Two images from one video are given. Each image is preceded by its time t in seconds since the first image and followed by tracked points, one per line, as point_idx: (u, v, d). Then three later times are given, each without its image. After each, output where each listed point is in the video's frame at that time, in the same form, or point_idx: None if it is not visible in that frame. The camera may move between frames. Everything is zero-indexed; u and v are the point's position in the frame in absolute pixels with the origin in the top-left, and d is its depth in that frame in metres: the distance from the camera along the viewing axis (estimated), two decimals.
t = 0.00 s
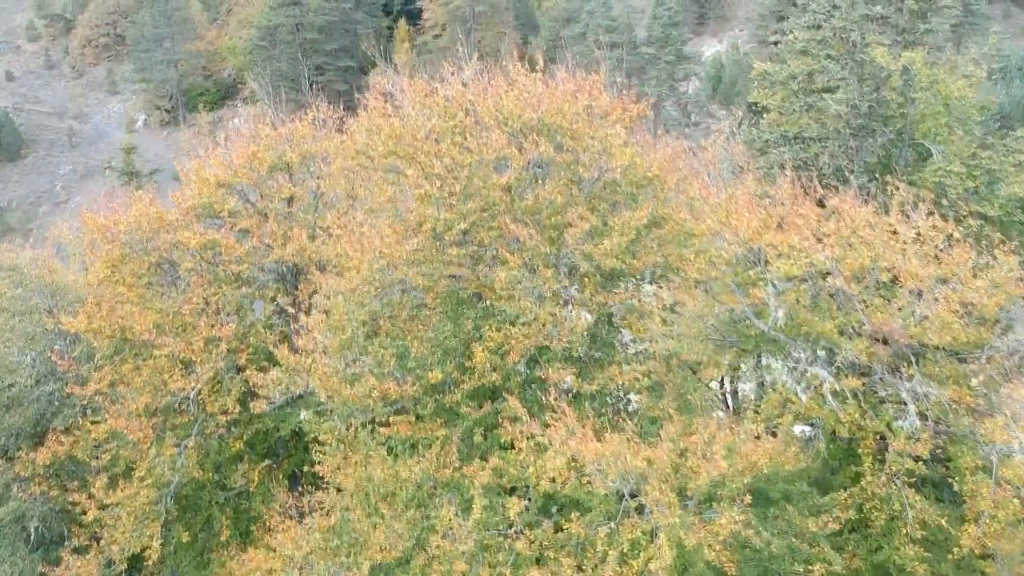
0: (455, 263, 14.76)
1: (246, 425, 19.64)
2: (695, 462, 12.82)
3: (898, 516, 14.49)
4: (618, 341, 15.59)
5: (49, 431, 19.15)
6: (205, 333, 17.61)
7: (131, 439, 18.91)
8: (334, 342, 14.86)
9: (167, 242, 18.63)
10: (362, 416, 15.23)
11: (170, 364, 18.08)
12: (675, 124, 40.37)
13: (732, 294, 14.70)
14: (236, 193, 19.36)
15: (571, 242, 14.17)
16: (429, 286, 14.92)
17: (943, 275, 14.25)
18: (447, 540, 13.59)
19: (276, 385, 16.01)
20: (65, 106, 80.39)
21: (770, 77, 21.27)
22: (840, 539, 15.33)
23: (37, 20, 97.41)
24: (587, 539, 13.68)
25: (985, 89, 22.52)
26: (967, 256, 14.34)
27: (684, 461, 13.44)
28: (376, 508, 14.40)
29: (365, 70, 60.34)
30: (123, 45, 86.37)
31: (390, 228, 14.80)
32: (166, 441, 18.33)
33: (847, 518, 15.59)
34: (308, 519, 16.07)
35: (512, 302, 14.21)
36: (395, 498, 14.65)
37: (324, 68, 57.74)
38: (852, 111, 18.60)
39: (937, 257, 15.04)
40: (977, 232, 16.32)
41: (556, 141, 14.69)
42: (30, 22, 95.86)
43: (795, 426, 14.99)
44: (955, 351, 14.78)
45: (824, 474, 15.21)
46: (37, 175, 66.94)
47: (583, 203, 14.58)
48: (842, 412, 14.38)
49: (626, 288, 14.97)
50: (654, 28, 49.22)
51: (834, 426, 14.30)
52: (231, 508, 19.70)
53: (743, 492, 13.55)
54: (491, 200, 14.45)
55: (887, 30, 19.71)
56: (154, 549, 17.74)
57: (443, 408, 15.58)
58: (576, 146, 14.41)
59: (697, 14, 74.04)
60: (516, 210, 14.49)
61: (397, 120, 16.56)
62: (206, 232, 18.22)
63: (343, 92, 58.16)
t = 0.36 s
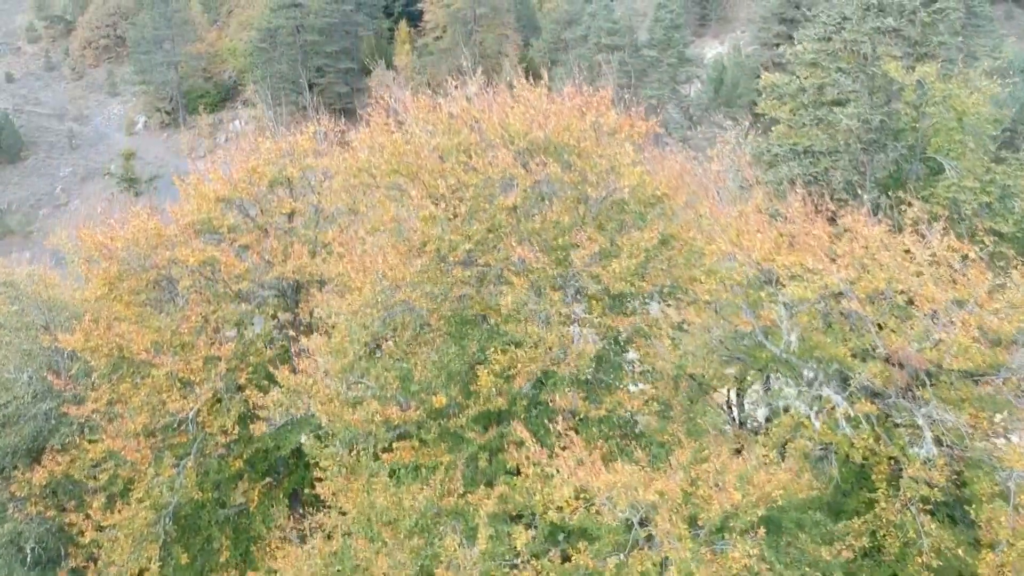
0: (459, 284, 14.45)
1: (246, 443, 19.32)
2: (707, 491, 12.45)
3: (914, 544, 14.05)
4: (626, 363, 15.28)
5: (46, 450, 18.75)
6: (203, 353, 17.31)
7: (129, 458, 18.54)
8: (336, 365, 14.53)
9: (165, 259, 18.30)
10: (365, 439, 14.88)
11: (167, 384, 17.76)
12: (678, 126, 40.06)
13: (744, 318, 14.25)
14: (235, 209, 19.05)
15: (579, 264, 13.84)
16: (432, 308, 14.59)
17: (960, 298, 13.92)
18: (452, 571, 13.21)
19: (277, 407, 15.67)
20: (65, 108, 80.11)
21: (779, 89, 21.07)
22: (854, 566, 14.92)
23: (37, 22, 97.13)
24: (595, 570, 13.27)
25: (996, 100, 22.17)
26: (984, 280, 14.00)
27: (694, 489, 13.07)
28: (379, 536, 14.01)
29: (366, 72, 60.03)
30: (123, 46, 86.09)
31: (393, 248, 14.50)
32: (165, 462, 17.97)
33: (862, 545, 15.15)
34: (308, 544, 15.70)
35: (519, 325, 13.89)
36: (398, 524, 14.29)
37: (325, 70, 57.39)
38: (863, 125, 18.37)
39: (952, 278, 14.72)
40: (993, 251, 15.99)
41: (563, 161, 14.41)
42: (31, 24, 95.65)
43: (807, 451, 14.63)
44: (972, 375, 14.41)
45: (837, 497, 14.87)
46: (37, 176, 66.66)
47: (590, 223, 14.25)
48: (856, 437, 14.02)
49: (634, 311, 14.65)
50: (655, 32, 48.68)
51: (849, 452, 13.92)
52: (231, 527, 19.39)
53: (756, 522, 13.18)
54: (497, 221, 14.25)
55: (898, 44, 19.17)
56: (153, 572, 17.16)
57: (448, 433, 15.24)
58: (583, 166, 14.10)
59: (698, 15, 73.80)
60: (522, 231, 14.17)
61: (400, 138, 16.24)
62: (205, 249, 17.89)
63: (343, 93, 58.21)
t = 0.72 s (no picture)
0: (463, 307, 14.11)
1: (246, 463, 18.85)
2: (719, 524, 12.08)
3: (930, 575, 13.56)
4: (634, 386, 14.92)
5: (41, 470, 18.28)
6: (201, 372, 16.96)
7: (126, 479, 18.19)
8: (337, 390, 14.18)
9: (163, 277, 17.96)
10: (366, 465, 14.51)
11: (165, 403, 17.41)
12: (681, 131, 39.69)
13: (754, 342, 13.93)
14: (234, 224, 18.71)
15: (587, 287, 13.50)
16: (435, 331, 14.24)
17: (977, 323, 13.58)
18: None
19: (276, 430, 15.32)
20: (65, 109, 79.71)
21: (787, 102, 20.84)
22: None
23: (37, 22, 96.75)
24: None
25: (1007, 113, 21.79)
26: (1002, 303, 13.66)
27: (705, 519, 12.69)
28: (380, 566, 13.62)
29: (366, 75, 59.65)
30: (123, 47, 85.77)
31: (395, 270, 14.16)
32: (162, 483, 17.60)
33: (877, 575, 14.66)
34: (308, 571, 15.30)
35: (525, 349, 13.55)
36: (400, 554, 13.92)
37: (326, 72, 56.96)
38: (875, 140, 18.04)
39: (968, 300, 14.37)
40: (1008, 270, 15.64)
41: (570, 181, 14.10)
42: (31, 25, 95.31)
43: (819, 476, 14.24)
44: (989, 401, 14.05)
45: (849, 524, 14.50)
46: (36, 179, 66.31)
47: (598, 245, 13.91)
48: (869, 463, 13.62)
49: (643, 334, 14.31)
50: (658, 35, 47.73)
51: (862, 478, 13.51)
52: (230, 548, 18.99)
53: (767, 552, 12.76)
54: (502, 242, 13.93)
55: (911, 58, 19.15)
56: None
57: (451, 458, 14.88)
58: (591, 186, 13.77)
59: (699, 17, 73.43)
60: (528, 252, 13.83)
61: (403, 155, 15.91)
62: (203, 267, 17.55)
63: (344, 96, 57.59)
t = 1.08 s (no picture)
0: (467, 332, 13.73)
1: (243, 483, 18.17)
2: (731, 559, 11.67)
3: None
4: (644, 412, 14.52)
5: (36, 491, 17.91)
6: (198, 394, 16.58)
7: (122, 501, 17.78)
8: (338, 416, 13.78)
9: (160, 295, 17.58)
10: (368, 493, 14.10)
11: (162, 425, 17.03)
12: (683, 135, 39.34)
13: (766, 366, 13.61)
14: (233, 240, 18.34)
15: (595, 311, 13.11)
16: (439, 355, 13.86)
17: (996, 349, 13.18)
18: None
19: (276, 455, 14.92)
20: (65, 111, 79.40)
21: (796, 116, 20.48)
22: None
23: (37, 24, 96.46)
24: None
25: (1018, 125, 21.42)
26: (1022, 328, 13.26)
27: (718, 552, 12.22)
28: None
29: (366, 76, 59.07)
30: (123, 49, 85.19)
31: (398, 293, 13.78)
32: (158, 505, 17.20)
33: None
34: None
35: (531, 376, 13.17)
36: None
37: (326, 74, 56.68)
38: (888, 156, 17.70)
39: (986, 324, 13.97)
40: None
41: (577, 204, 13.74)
42: (31, 26, 95.00)
43: (833, 505, 13.75)
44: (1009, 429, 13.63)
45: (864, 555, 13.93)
46: (36, 181, 65.95)
47: (607, 267, 13.56)
48: (884, 492, 13.13)
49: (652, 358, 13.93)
50: (659, 37, 46.29)
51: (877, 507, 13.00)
52: (228, 568, 18.70)
53: None
54: (508, 266, 13.60)
55: (923, 72, 18.77)
56: None
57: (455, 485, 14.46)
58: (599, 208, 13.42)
59: (700, 19, 72.83)
60: (534, 276, 13.45)
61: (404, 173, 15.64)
62: (201, 286, 17.18)
63: (344, 98, 57.06)
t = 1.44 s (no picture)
0: (472, 358, 13.36)
1: (241, 505, 17.69)
2: None
3: None
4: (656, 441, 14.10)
5: (30, 514, 17.52)
6: (196, 416, 16.18)
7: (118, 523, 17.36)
8: (339, 443, 13.38)
9: (156, 314, 17.16)
10: (370, 522, 13.68)
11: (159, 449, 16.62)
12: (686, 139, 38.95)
13: (780, 395, 13.38)
14: (232, 258, 17.93)
15: (604, 338, 12.72)
16: (442, 383, 13.46)
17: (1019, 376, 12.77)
18: None
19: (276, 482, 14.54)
20: (65, 112, 78.96)
21: (806, 130, 20.11)
22: None
23: (37, 24, 96.01)
24: None
25: None
26: None
27: None
28: None
29: (367, 79, 58.68)
30: (123, 50, 84.56)
31: (401, 317, 13.38)
32: (155, 529, 16.78)
33: None
34: None
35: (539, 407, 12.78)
36: None
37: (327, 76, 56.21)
38: (900, 172, 17.32)
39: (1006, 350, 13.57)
40: None
41: (586, 227, 13.40)
42: (31, 27, 94.48)
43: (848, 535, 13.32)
44: None
45: None
46: (36, 183, 65.51)
47: (615, 291, 13.17)
48: (901, 523, 12.63)
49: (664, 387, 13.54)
50: (660, 39, 44.14)
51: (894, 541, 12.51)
52: None
53: None
54: (514, 291, 13.18)
55: (937, 87, 18.42)
56: None
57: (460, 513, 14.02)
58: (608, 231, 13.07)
59: (702, 20, 72.22)
60: (542, 301, 13.05)
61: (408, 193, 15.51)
62: (198, 305, 16.77)
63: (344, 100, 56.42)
